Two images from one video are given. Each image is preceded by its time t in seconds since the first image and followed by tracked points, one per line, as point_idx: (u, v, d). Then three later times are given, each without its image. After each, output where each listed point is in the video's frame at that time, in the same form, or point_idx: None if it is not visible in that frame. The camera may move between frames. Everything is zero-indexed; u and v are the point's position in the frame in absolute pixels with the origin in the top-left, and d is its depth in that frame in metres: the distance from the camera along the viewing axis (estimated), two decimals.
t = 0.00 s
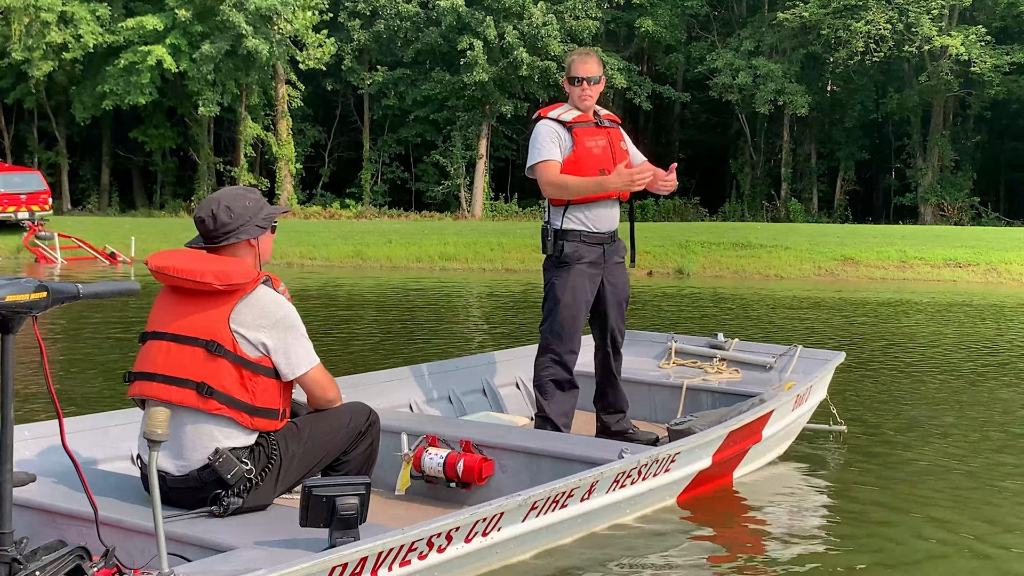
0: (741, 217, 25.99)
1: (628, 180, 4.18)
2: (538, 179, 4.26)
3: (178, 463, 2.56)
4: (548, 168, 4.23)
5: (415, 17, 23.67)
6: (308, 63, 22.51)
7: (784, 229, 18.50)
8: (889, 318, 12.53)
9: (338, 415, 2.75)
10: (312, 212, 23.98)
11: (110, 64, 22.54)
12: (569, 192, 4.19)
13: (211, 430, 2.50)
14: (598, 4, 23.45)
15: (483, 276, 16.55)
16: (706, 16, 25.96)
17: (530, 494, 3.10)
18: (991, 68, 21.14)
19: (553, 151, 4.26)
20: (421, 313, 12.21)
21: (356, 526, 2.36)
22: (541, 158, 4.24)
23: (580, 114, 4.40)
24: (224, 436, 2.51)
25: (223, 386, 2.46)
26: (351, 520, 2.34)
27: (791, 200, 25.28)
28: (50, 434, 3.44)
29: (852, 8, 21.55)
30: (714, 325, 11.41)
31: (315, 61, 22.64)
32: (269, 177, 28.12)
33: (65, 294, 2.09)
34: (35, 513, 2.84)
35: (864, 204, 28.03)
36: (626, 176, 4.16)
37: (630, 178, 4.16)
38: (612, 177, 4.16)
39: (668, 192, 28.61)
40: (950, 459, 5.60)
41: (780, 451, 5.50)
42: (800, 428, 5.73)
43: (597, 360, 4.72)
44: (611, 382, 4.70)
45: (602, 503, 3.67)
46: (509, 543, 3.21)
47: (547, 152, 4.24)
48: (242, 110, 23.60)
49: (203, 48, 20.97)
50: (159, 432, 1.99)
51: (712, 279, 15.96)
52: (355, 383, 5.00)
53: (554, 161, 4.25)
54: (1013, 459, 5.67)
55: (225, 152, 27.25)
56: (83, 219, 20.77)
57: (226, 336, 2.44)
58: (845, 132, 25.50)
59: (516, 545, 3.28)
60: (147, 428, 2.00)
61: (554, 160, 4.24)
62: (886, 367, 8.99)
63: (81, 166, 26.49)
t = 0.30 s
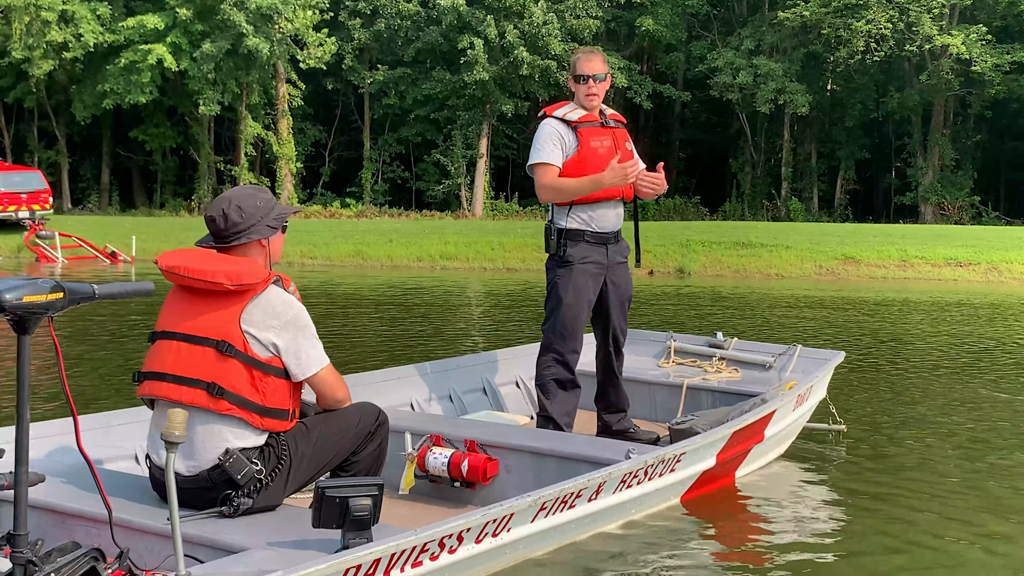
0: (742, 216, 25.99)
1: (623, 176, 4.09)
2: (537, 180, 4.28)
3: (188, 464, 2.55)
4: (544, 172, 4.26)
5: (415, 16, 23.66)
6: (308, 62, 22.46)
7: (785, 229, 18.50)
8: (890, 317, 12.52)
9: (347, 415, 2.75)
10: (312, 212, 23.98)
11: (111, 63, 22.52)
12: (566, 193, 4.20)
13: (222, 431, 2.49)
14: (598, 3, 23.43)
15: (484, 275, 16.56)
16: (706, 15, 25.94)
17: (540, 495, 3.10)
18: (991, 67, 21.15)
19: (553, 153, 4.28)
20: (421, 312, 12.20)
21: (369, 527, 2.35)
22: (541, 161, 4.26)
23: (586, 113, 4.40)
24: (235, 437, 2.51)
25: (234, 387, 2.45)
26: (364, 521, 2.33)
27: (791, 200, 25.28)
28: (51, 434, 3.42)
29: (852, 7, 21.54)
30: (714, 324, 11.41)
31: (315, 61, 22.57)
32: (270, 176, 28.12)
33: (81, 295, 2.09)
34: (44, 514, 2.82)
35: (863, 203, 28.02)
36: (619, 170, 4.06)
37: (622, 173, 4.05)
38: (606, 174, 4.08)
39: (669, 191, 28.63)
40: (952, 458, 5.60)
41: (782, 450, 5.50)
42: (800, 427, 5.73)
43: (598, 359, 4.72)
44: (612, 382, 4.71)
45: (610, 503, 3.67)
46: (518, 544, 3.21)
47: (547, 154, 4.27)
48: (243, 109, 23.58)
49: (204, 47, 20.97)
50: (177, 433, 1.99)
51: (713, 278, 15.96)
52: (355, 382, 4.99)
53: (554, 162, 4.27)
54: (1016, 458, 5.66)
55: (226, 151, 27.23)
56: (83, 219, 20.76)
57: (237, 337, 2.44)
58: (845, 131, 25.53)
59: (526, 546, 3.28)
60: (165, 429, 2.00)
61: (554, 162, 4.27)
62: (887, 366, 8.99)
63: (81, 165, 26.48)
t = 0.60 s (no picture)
0: (741, 214, 26.02)
1: (623, 163, 4.20)
2: (538, 178, 4.27)
3: (196, 463, 2.54)
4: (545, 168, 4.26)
5: (415, 14, 23.64)
6: (308, 61, 22.42)
7: (785, 227, 18.50)
8: (890, 315, 12.53)
9: (355, 414, 2.75)
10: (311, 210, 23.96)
11: (109, 61, 22.50)
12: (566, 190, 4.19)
13: (230, 431, 2.48)
14: (598, 1, 23.42)
15: (483, 274, 16.56)
16: (706, 13, 25.93)
17: (548, 495, 3.09)
18: (991, 65, 21.17)
19: (555, 150, 4.27)
20: (421, 311, 12.19)
21: (380, 526, 2.34)
22: (543, 158, 4.25)
23: (589, 112, 4.39)
24: (244, 436, 2.50)
25: (242, 386, 2.44)
26: (375, 521, 2.32)
27: (791, 198, 25.30)
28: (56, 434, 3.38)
29: (852, 5, 21.55)
30: (713, 322, 11.41)
31: (314, 59, 22.50)
32: (269, 175, 28.10)
33: (93, 294, 2.07)
34: (50, 513, 2.81)
35: (862, 201, 28.04)
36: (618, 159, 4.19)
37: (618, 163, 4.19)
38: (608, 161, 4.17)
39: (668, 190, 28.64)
40: (953, 457, 5.59)
41: (782, 448, 5.50)
42: (799, 425, 5.74)
43: (598, 358, 4.71)
44: (613, 381, 4.70)
45: (615, 502, 3.66)
46: (525, 544, 3.20)
47: (549, 153, 4.26)
48: (242, 107, 23.56)
49: (203, 46, 20.95)
50: (192, 433, 1.97)
51: (712, 277, 15.97)
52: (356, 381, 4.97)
53: (555, 161, 4.26)
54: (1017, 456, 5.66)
55: (225, 150, 27.20)
56: (82, 217, 20.72)
57: (245, 336, 2.43)
58: (845, 130, 25.56)
59: (532, 545, 3.27)
60: (181, 428, 1.98)
61: (555, 160, 4.25)
62: (886, 364, 9.00)
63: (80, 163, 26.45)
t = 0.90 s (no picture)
0: (739, 213, 26.04)
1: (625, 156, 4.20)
2: (537, 177, 4.25)
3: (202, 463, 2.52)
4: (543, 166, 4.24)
5: (413, 13, 23.61)
6: (306, 59, 22.36)
7: (783, 225, 18.50)
8: (888, 314, 12.54)
9: (361, 414, 2.74)
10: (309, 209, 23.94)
11: (106, 60, 22.47)
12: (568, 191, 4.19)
13: (237, 430, 2.47)
14: None
15: (481, 272, 16.54)
16: (704, 11, 25.93)
17: (556, 494, 3.09)
18: (988, 64, 21.20)
19: (556, 149, 4.26)
20: (418, 310, 12.18)
21: (390, 527, 2.33)
22: (544, 158, 4.23)
23: (591, 111, 4.39)
24: (251, 435, 2.49)
25: (249, 386, 2.43)
26: (385, 521, 2.31)
27: (788, 197, 25.32)
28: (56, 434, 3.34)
29: (850, 4, 21.59)
30: (712, 321, 11.40)
31: (312, 58, 22.43)
32: (266, 174, 28.07)
33: (106, 294, 2.06)
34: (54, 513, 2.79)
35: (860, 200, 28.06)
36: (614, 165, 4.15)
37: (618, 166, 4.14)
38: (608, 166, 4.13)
39: (665, 188, 28.64)
40: (953, 456, 5.57)
41: (781, 447, 5.51)
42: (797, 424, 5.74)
43: (598, 357, 4.70)
44: (612, 380, 4.69)
45: (620, 501, 3.66)
46: (531, 544, 3.19)
47: (550, 153, 4.24)
48: (239, 106, 23.53)
49: (201, 44, 20.94)
50: (207, 433, 1.97)
51: (711, 276, 15.98)
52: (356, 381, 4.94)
53: (556, 162, 4.24)
54: (1017, 456, 5.65)
55: (222, 148, 27.16)
56: (80, 216, 20.69)
57: (252, 335, 2.42)
58: (843, 128, 25.60)
59: (538, 545, 3.27)
60: (195, 428, 1.97)
61: (555, 161, 4.24)
62: (884, 363, 9.00)
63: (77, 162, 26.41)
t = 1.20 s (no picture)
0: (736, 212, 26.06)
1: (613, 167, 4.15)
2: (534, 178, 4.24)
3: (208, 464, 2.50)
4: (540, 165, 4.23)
5: (409, 12, 23.57)
6: (303, 59, 22.30)
7: (782, 225, 18.49)
8: (886, 313, 12.54)
9: (368, 414, 2.74)
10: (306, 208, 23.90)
11: (103, 59, 22.41)
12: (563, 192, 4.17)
13: (245, 431, 2.46)
14: None
15: (478, 272, 16.53)
16: (701, 11, 25.91)
17: (563, 494, 3.08)
18: (986, 63, 21.23)
19: (554, 149, 4.24)
20: (416, 309, 12.15)
21: (400, 528, 2.32)
22: (542, 157, 4.21)
23: (589, 110, 4.37)
24: (258, 435, 2.48)
25: (257, 386, 2.42)
26: (395, 521, 2.30)
27: (785, 196, 25.32)
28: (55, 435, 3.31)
29: (847, 3, 21.63)
30: (709, 320, 11.40)
31: (309, 57, 22.33)
32: (263, 173, 28.03)
33: (117, 294, 2.05)
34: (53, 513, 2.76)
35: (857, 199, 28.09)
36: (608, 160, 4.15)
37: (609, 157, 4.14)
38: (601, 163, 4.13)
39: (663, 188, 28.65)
40: (952, 455, 5.57)
41: (779, 445, 5.51)
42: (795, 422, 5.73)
43: (597, 356, 4.69)
44: (612, 379, 4.67)
45: (623, 501, 3.65)
46: (537, 544, 3.18)
47: (547, 152, 4.22)
48: (236, 105, 23.50)
49: (198, 44, 20.91)
50: (220, 434, 1.96)
51: (709, 275, 15.99)
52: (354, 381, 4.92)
53: (553, 163, 4.22)
54: (1016, 455, 5.64)
55: (218, 148, 27.11)
56: (77, 216, 20.64)
57: (260, 335, 2.41)
58: (840, 127, 25.63)
59: (543, 545, 3.26)
60: (208, 429, 1.96)
61: (551, 162, 4.22)
62: (882, 362, 9.00)
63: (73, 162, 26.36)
